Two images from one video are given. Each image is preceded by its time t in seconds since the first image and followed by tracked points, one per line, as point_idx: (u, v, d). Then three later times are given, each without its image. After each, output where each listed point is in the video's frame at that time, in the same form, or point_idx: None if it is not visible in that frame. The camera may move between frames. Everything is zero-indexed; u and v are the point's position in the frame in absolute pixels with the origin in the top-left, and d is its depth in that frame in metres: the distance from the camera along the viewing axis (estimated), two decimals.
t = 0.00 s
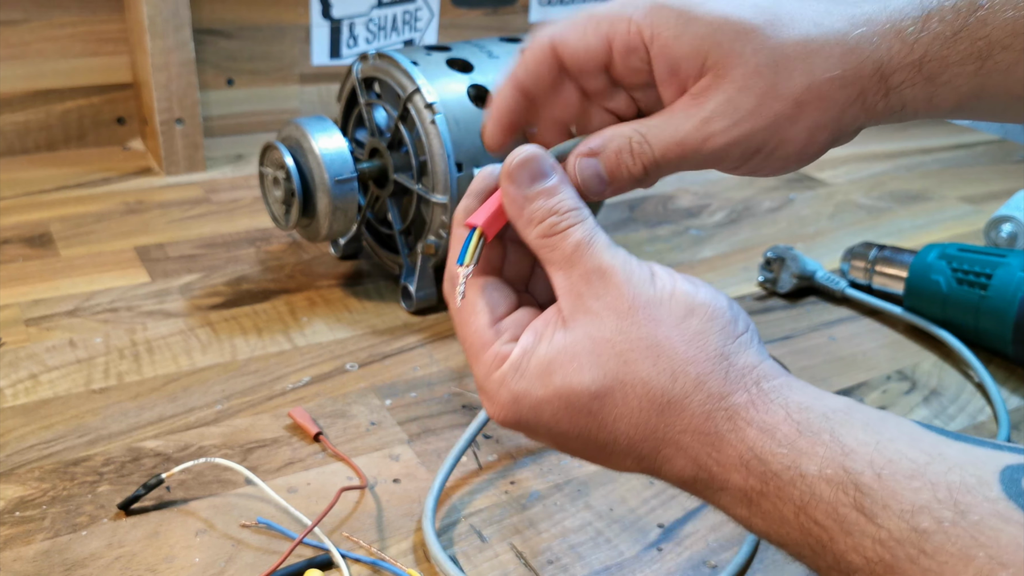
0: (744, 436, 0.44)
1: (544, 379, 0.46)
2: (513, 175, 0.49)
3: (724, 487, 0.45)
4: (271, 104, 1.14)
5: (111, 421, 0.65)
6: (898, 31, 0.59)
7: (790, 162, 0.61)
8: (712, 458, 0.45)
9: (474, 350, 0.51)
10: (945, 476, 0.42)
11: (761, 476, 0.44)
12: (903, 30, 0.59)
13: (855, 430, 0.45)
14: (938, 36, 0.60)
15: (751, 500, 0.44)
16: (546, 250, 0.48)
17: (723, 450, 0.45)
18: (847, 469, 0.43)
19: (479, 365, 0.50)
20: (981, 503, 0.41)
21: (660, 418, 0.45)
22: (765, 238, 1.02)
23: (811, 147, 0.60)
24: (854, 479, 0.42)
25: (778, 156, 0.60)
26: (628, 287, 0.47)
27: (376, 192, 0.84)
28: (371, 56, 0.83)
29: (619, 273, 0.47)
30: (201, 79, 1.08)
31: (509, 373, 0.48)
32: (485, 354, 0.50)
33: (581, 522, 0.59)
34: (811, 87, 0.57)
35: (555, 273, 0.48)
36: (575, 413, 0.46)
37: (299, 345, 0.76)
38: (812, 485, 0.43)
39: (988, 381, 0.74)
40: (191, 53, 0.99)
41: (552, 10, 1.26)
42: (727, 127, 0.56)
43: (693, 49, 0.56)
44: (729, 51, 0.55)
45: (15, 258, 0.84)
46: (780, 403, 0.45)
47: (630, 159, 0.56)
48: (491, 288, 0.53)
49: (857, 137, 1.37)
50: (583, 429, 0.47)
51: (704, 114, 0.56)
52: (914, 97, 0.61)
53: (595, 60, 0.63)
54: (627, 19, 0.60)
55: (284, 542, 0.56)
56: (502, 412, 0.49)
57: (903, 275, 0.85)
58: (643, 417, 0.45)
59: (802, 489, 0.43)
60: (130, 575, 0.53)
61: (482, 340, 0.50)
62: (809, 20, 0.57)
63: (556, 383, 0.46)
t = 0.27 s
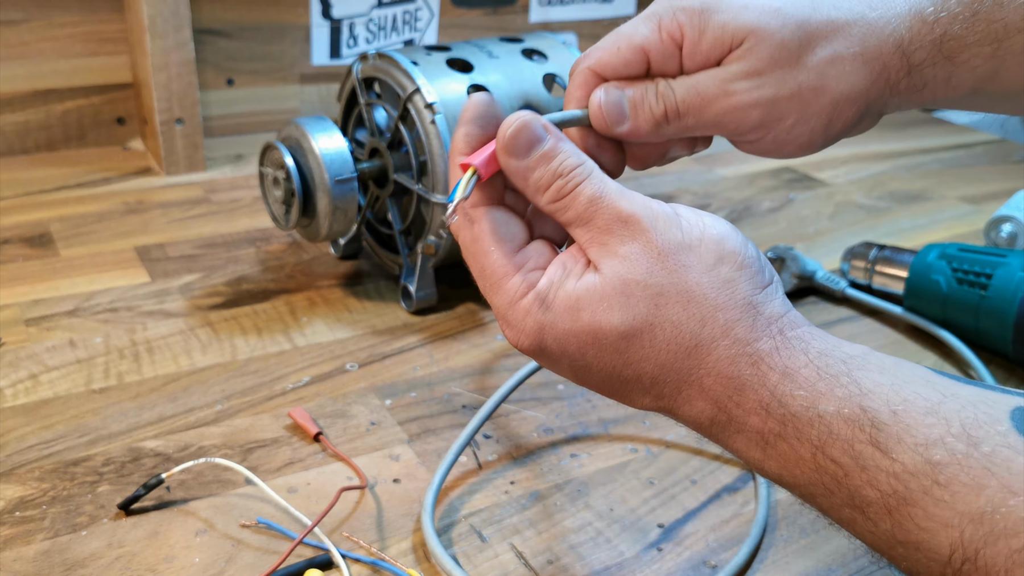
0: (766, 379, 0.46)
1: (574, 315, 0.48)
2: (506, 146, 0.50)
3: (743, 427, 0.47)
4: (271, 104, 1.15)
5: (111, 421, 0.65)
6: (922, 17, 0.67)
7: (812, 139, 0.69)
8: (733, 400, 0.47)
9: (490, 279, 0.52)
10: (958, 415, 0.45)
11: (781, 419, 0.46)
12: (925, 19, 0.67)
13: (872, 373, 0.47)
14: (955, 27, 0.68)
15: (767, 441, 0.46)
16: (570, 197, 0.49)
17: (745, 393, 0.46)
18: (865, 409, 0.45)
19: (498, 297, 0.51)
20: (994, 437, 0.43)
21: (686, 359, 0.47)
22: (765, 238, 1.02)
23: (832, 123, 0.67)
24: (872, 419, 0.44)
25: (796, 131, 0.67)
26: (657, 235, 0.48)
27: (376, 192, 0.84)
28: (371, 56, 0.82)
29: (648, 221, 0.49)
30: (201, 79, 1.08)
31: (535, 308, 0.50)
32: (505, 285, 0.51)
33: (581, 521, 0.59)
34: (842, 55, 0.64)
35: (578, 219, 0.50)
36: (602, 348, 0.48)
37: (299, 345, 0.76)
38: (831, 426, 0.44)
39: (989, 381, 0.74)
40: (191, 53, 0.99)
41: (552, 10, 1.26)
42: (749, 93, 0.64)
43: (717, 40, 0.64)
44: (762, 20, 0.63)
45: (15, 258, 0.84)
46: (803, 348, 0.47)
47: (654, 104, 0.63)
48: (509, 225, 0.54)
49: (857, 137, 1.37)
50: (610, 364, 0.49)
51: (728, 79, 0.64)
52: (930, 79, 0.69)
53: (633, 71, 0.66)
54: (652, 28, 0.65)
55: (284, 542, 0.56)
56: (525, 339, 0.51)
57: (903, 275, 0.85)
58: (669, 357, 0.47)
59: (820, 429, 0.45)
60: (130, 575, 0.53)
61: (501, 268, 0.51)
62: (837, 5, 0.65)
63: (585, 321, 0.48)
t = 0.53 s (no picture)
0: (771, 352, 0.48)
1: (591, 275, 0.52)
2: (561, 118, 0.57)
3: (748, 400, 0.49)
4: (271, 104, 1.15)
5: (111, 421, 0.65)
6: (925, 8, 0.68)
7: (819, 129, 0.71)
8: (738, 369, 0.49)
9: (527, 236, 0.56)
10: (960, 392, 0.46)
11: (785, 390, 0.47)
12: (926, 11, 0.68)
13: (877, 352, 0.49)
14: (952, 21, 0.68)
15: (772, 415, 0.48)
16: (609, 163, 0.54)
17: (750, 363, 0.48)
18: (869, 385, 0.46)
19: (530, 253, 0.56)
20: (994, 416, 0.44)
21: (692, 325, 0.50)
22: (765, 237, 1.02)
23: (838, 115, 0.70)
24: (875, 395, 0.46)
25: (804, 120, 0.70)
26: (680, 208, 0.52)
27: (376, 192, 0.84)
28: (371, 56, 0.82)
29: (676, 198, 0.53)
30: (201, 79, 1.08)
31: (558, 267, 0.54)
32: (540, 243, 0.55)
33: (582, 521, 0.59)
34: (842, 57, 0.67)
35: (611, 189, 0.54)
36: (614, 307, 0.52)
37: (299, 345, 0.76)
38: (837, 402, 0.46)
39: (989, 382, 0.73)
40: (191, 53, 0.99)
41: (552, 10, 1.26)
42: (761, 86, 0.67)
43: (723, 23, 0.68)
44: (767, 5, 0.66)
45: (15, 258, 0.84)
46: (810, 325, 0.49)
47: (671, 110, 0.65)
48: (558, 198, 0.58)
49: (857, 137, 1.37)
50: (620, 326, 0.52)
51: (739, 73, 0.67)
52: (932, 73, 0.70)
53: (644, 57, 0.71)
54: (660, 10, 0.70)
55: (283, 542, 0.56)
56: (545, 298, 0.55)
57: (903, 275, 0.85)
58: (677, 324, 0.50)
59: (823, 402, 0.46)
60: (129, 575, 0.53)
61: (540, 230, 0.56)
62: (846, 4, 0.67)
63: (602, 280, 0.52)
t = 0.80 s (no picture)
0: (814, 314, 0.46)
1: (619, 242, 0.51)
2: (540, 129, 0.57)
3: (785, 363, 0.46)
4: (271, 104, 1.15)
5: (111, 421, 0.65)
6: None
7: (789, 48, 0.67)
8: (780, 333, 0.46)
9: (549, 214, 0.58)
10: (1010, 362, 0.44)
11: (829, 352, 0.44)
12: None
13: (922, 322, 0.47)
14: None
15: (812, 378, 0.45)
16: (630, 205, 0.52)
17: (790, 324, 0.46)
18: (916, 348, 0.44)
19: (553, 226, 0.57)
20: None
21: (729, 287, 0.47)
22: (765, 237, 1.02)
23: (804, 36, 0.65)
24: (922, 358, 0.44)
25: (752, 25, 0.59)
26: (712, 177, 0.52)
27: (376, 192, 0.84)
28: (371, 56, 0.82)
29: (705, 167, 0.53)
30: (201, 79, 1.08)
31: (581, 233, 0.54)
32: (562, 217, 0.56)
33: (581, 521, 0.59)
34: None
35: (636, 171, 0.56)
36: (642, 273, 0.50)
37: (299, 345, 0.76)
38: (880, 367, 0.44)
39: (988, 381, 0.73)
40: (191, 53, 0.99)
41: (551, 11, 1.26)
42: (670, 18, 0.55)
43: None
44: None
45: (15, 258, 0.84)
46: (851, 289, 0.47)
47: (581, 73, 0.54)
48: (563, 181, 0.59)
49: (857, 137, 1.37)
50: (647, 301, 0.51)
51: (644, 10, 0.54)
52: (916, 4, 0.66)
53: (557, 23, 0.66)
54: None
55: (283, 542, 0.56)
56: (566, 272, 0.54)
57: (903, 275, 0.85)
58: (713, 285, 0.48)
59: (868, 366, 0.44)
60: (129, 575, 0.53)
61: (562, 206, 0.57)
62: None
63: (625, 249, 0.51)
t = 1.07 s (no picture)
0: (847, 276, 0.48)
1: (632, 244, 0.49)
2: (526, 76, 0.57)
3: (816, 329, 0.48)
4: (271, 104, 1.15)
5: (111, 421, 0.65)
6: None
7: (741, 41, 0.64)
8: (812, 299, 0.47)
9: (541, 233, 0.53)
10: None
11: (859, 314, 0.47)
12: None
13: (941, 280, 0.51)
14: None
15: (843, 340, 0.47)
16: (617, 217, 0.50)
17: (820, 288, 0.48)
18: (941, 309, 0.48)
19: (550, 250, 0.52)
20: None
21: (755, 266, 0.48)
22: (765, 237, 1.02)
23: (760, 25, 0.64)
24: (945, 317, 0.48)
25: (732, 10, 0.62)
26: (708, 163, 0.52)
27: (375, 192, 0.84)
28: (371, 56, 0.82)
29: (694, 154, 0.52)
30: (201, 79, 1.08)
31: (590, 243, 0.50)
32: (557, 237, 0.52)
33: (581, 521, 0.59)
34: None
35: (621, 170, 0.53)
36: (661, 269, 0.49)
37: (299, 345, 0.76)
38: (909, 326, 0.47)
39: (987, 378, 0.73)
40: (190, 53, 0.99)
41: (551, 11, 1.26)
42: None
43: None
44: None
45: (15, 258, 0.84)
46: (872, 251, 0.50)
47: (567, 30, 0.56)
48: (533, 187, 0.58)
49: (857, 137, 1.37)
50: (671, 301, 0.50)
51: None
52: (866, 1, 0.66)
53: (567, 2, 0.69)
54: None
55: (283, 542, 0.56)
56: (584, 283, 0.51)
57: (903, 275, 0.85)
58: (739, 266, 0.48)
59: (901, 325, 0.47)
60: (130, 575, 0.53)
61: (555, 223, 0.53)
62: None
63: (644, 246, 0.49)
